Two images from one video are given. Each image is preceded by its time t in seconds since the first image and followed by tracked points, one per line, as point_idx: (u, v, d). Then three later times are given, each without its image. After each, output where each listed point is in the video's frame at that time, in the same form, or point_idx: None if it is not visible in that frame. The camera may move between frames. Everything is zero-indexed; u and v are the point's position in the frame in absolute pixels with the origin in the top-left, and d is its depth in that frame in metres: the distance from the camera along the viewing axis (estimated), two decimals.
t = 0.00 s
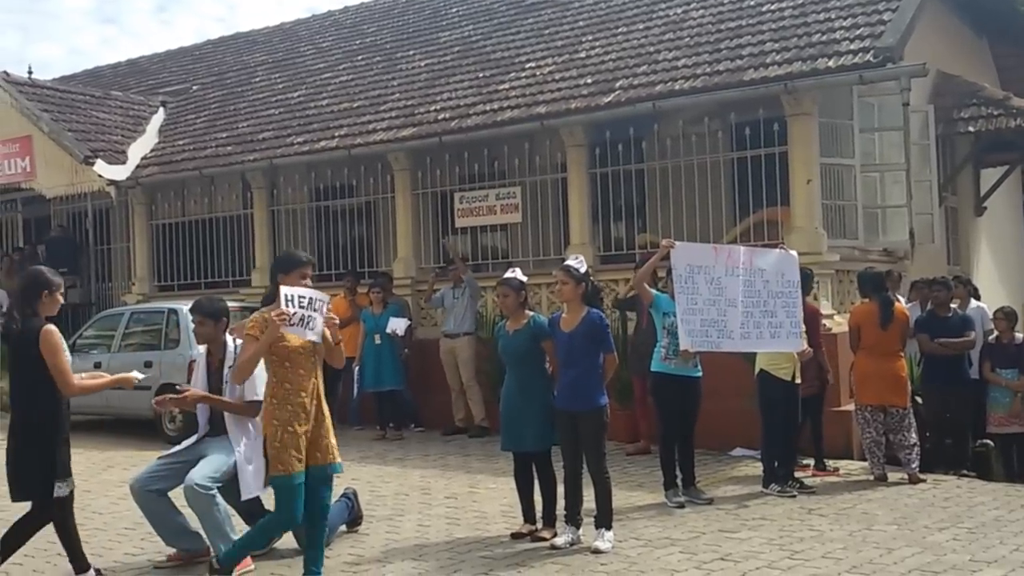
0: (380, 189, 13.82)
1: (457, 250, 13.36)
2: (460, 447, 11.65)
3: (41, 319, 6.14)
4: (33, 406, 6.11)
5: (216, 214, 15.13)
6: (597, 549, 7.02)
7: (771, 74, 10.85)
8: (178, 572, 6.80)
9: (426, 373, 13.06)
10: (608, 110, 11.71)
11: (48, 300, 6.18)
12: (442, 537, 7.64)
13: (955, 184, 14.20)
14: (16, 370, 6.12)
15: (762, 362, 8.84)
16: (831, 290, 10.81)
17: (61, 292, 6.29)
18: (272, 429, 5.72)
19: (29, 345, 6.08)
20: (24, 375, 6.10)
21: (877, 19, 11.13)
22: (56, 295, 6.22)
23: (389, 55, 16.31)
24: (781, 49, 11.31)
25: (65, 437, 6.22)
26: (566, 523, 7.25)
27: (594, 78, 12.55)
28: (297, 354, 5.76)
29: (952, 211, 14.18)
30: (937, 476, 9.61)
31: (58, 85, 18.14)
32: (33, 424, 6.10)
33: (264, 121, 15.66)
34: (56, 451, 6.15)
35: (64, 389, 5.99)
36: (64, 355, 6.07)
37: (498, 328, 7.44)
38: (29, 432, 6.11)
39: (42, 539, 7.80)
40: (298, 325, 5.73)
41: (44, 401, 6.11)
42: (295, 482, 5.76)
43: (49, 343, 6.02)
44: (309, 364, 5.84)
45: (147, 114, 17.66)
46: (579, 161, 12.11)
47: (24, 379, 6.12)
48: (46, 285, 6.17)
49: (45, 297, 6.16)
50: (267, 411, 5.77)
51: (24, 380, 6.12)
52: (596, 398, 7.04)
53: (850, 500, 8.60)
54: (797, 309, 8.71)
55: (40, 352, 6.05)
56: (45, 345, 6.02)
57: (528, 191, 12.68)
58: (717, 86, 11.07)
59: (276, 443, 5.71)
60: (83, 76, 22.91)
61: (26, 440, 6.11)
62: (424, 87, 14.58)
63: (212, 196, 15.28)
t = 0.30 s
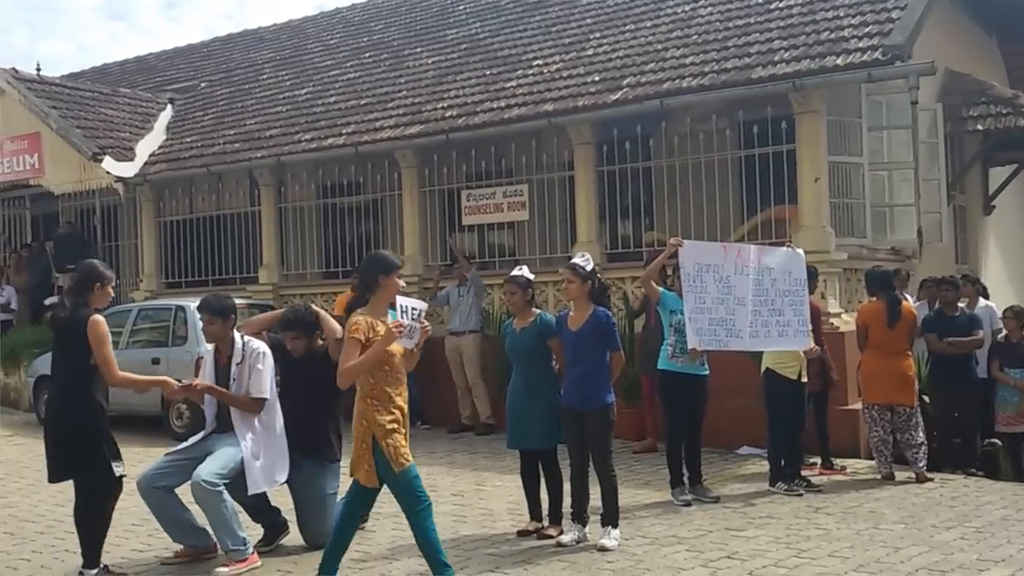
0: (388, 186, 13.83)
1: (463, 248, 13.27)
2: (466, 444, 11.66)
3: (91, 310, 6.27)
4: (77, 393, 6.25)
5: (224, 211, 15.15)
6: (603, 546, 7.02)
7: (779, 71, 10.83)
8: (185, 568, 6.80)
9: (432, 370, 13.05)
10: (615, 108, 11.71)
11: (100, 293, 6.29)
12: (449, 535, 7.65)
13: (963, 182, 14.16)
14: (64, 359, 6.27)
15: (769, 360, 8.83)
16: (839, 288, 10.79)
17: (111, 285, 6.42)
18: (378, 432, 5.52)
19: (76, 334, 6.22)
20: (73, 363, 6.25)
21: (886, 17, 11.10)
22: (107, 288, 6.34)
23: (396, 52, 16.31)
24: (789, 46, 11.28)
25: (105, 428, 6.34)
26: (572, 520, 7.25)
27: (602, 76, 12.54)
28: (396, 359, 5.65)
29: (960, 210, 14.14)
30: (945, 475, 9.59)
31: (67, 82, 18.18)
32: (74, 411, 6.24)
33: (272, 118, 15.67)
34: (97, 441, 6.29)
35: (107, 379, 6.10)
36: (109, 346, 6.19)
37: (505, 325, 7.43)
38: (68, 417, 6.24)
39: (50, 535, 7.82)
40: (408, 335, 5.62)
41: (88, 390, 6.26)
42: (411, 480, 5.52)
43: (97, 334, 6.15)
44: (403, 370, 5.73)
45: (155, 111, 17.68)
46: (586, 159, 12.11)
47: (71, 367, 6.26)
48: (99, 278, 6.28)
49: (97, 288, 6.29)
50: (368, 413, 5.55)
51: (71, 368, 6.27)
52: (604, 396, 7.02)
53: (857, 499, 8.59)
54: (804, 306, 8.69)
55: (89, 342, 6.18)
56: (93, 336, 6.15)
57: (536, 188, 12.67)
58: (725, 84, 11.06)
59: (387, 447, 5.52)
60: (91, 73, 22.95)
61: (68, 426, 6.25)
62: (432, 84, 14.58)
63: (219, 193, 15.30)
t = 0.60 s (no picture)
0: (394, 183, 13.83)
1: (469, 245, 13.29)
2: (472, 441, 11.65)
3: (121, 305, 6.30)
4: (100, 387, 6.26)
5: (230, 208, 15.16)
6: (609, 544, 7.01)
7: (786, 68, 10.80)
8: (190, 563, 6.81)
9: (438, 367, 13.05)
10: (622, 105, 11.70)
11: (132, 286, 6.36)
12: (453, 531, 7.65)
13: (970, 181, 14.12)
14: (90, 350, 6.29)
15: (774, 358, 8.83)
16: (846, 286, 10.77)
17: (141, 280, 6.47)
18: (491, 415, 5.90)
19: (104, 327, 6.25)
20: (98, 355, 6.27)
21: (893, 14, 11.06)
22: (138, 282, 6.40)
23: (403, 49, 16.31)
24: (796, 43, 11.26)
25: (124, 424, 6.34)
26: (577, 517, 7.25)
27: (608, 73, 12.53)
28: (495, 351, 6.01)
29: (967, 208, 14.10)
30: (950, 474, 9.57)
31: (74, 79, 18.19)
32: (95, 405, 6.24)
33: (278, 115, 15.67)
34: (115, 436, 6.28)
35: (130, 374, 6.12)
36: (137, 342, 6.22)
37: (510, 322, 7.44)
38: (88, 410, 6.24)
39: (56, 530, 7.83)
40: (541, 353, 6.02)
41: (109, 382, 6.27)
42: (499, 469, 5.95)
43: (127, 330, 6.17)
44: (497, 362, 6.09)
45: (162, 108, 17.69)
46: (593, 156, 12.10)
47: (97, 359, 6.27)
48: (130, 273, 6.34)
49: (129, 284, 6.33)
50: (481, 397, 5.89)
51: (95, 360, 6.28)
52: (610, 393, 7.00)
53: (863, 497, 8.57)
54: (811, 305, 8.64)
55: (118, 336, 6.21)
56: (122, 331, 6.18)
57: (541, 185, 12.67)
58: (731, 81, 11.05)
59: (497, 430, 5.92)
60: (98, 69, 22.96)
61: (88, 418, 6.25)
62: (438, 81, 14.58)
63: (225, 189, 15.31)
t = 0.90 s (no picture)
0: (399, 178, 13.84)
1: (475, 241, 13.30)
2: (477, 437, 11.65)
3: (135, 301, 6.33)
4: (112, 383, 6.25)
5: (236, 203, 15.18)
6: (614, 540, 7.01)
7: (792, 65, 10.79)
8: (195, 558, 6.83)
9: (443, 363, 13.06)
10: (628, 102, 11.69)
11: (145, 282, 6.35)
12: (459, 527, 7.65)
13: (977, 178, 14.09)
14: (103, 346, 6.29)
15: (779, 355, 8.83)
16: (852, 283, 10.77)
17: (156, 274, 6.47)
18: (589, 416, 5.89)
19: (117, 323, 6.28)
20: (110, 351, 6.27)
21: (901, 11, 11.04)
22: (152, 277, 6.41)
23: (409, 45, 16.30)
24: (803, 41, 11.24)
25: (137, 420, 6.35)
26: (582, 513, 7.25)
27: (615, 69, 12.52)
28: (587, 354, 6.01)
29: (974, 206, 14.06)
30: (957, 472, 9.56)
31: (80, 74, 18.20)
32: (107, 400, 6.25)
33: (285, 111, 15.67)
34: (128, 432, 6.30)
35: (138, 368, 6.16)
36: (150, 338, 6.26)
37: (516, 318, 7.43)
38: (102, 406, 6.26)
39: (62, 525, 7.85)
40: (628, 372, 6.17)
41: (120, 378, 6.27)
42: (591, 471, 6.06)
43: (139, 326, 6.22)
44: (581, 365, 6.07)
45: (168, 103, 17.70)
46: (599, 152, 12.10)
47: (109, 355, 6.27)
48: (144, 268, 6.34)
49: (144, 280, 6.35)
50: (581, 397, 5.88)
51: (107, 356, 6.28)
52: (617, 390, 6.96)
53: (868, 494, 8.56)
54: (819, 302, 8.65)
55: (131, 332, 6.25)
56: (136, 327, 6.22)
57: (547, 181, 12.67)
58: (738, 78, 11.04)
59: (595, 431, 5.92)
60: (105, 65, 22.99)
61: (102, 414, 6.27)
62: (444, 78, 14.57)
63: (231, 185, 15.32)
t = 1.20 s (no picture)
0: (405, 174, 13.85)
1: (481, 238, 13.31)
2: (483, 434, 11.65)
3: (143, 295, 6.35)
4: (123, 376, 6.28)
5: (243, 199, 15.19)
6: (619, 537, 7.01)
7: (800, 62, 10.77)
8: (201, 553, 6.84)
9: (449, 359, 13.06)
10: (634, 98, 11.67)
11: (154, 277, 6.36)
12: (464, 523, 7.65)
13: (984, 176, 14.07)
14: (112, 341, 6.32)
15: (785, 352, 8.86)
16: (859, 280, 10.76)
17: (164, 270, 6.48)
18: (671, 401, 5.95)
19: (125, 317, 6.29)
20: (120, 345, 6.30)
21: (908, 8, 11.01)
22: (161, 272, 6.42)
23: (415, 41, 16.31)
24: (810, 37, 11.22)
25: (149, 412, 6.36)
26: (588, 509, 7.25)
27: (621, 65, 12.51)
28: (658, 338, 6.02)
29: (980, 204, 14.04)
30: (963, 470, 9.54)
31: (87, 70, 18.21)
32: (119, 393, 6.27)
33: (291, 107, 15.68)
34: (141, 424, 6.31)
35: (134, 359, 6.10)
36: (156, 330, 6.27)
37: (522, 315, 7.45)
38: (114, 399, 6.28)
39: (68, 519, 7.86)
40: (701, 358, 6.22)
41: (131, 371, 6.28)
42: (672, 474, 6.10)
43: (145, 318, 6.21)
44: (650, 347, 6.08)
45: (175, 99, 17.70)
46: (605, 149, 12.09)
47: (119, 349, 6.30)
48: (152, 263, 6.35)
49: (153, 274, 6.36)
50: (663, 382, 5.91)
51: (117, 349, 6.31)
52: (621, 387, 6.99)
53: (874, 492, 8.55)
54: (825, 299, 8.68)
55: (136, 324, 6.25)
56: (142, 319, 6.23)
57: (553, 178, 12.67)
58: (745, 75, 11.02)
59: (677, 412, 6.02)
60: (111, 61, 23.01)
61: (114, 408, 6.28)
62: (450, 74, 14.56)
63: (238, 181, 15.34)
